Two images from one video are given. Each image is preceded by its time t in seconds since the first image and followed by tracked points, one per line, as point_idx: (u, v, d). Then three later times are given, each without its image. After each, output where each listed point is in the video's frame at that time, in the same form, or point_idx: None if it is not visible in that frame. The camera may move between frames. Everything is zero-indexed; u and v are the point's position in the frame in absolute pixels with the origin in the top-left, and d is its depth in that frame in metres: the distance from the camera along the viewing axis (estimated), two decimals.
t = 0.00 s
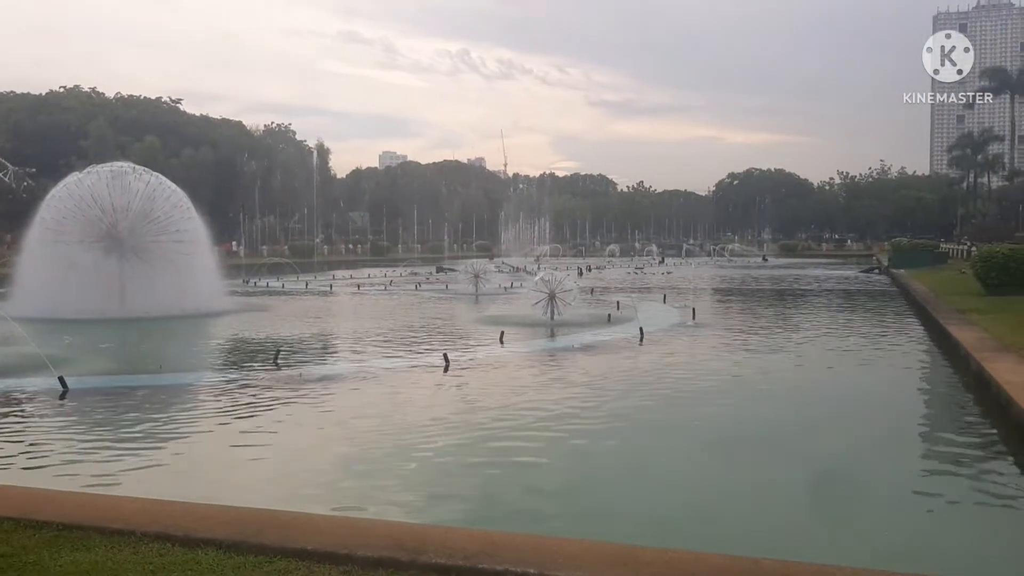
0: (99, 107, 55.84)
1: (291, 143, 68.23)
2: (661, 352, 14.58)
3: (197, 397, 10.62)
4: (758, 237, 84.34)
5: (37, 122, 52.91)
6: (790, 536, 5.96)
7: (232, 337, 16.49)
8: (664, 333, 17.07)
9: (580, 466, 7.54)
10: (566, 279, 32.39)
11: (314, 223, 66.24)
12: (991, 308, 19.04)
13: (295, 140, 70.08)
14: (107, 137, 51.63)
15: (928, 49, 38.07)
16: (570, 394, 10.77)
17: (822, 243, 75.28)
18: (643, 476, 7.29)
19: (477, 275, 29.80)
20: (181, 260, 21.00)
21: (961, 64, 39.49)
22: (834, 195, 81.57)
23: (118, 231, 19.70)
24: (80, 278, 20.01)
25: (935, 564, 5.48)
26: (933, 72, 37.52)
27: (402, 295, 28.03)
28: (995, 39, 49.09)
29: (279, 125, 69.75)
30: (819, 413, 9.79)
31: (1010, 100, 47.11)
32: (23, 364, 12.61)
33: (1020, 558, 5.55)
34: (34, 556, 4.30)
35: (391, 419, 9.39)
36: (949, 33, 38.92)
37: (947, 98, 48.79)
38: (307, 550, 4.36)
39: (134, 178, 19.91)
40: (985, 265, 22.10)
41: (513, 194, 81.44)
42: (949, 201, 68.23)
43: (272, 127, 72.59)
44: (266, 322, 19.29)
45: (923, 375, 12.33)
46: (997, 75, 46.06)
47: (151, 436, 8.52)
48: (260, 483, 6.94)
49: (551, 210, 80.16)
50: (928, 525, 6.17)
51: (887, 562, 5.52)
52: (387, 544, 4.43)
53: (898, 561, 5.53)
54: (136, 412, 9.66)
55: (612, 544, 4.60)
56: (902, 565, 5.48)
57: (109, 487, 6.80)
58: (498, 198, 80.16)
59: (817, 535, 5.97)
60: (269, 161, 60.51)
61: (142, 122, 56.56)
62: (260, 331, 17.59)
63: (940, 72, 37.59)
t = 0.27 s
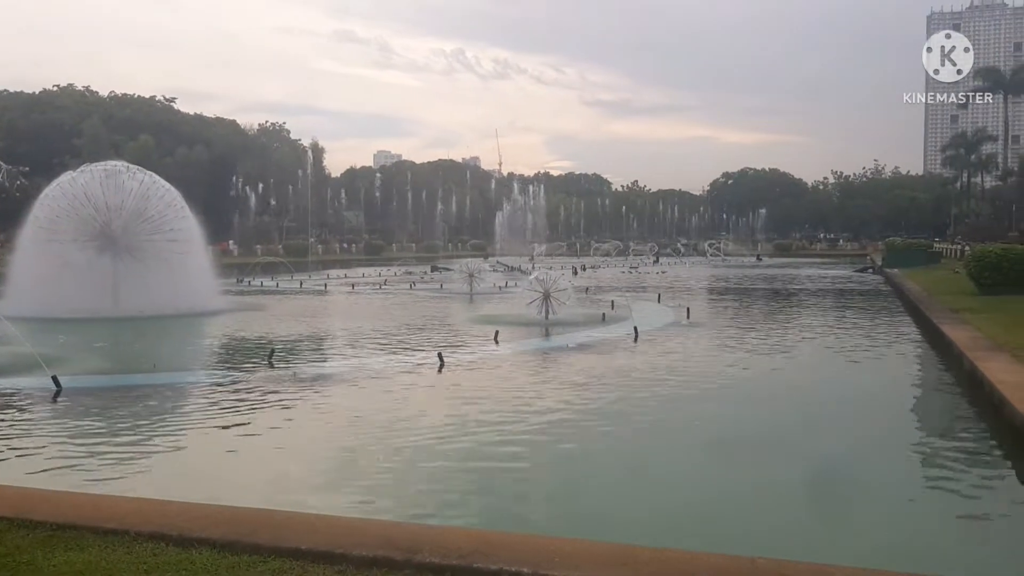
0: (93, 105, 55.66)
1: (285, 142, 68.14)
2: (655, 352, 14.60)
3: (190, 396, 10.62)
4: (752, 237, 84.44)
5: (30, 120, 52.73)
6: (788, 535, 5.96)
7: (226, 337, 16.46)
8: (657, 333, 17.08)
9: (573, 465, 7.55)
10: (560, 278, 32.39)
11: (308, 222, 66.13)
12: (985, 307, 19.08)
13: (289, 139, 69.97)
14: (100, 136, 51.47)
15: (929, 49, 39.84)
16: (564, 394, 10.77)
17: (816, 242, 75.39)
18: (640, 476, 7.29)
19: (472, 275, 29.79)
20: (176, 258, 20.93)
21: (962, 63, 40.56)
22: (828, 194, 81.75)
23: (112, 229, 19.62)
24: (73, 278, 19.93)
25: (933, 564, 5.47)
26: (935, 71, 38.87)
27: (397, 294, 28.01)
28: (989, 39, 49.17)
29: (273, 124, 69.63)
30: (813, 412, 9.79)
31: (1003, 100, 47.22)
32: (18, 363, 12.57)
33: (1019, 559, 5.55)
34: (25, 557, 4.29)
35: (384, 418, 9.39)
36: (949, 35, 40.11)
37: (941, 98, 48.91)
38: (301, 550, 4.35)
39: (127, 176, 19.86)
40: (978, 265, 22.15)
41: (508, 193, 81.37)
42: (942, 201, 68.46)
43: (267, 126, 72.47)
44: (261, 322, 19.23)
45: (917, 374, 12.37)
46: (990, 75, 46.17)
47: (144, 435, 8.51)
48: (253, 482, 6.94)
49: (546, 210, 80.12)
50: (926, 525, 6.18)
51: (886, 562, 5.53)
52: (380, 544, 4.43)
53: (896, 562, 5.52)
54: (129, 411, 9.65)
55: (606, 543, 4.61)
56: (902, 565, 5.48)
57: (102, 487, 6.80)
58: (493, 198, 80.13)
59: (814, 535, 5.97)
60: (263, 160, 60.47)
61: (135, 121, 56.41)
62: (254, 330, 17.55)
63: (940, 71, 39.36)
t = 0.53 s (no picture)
0: (86, 105, 55.48)
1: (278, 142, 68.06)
2: (648, 351, 14.64)
3: (183, 396, 10.61)
4: (745, 237, 84.63)
5: (23, 120, 52.60)
6: (782, 536, 5.98)
7: (219, 337, 16.44)
8: (651, 333, 17.11)
9: (566, 465, 7.57)
10: (554, 278, 32.41)
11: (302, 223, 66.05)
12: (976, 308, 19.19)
13: (282, 139, 69.84)
14: (93, 136, 51.36)
15: (929, 50, 41.00)
16: (558, 394, 10.78)
17: (808, 242, 75.61)
18: (633, 476, 7.31)
19: (466, 276, 29.80)
20: (168, 258, 20.90)
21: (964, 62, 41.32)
22: (821, 195, 82.01)
23: (104, 229, 19.60)
24: (66, 278, 19.88)
25: (926, 564, 5.50)
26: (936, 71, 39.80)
27: (391, 295, 28.01)
28: (980, 40, 49.35)
29: (267, 124, 69.50)
30: (806, 413, 9.82)
31: (995, 101, 47.38)
32: (10, 364, 12.55)
33: (1013, 558, 5.59)
34: (19, 557, 4.28)
35: (378, 418, 9.40)
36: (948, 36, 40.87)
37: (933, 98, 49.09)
38: (295, 549, 4.36)
39: (120, 176, 19.83)
40: (971, 265, 22.25)
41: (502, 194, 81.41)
42: (934, 202, 68.76)
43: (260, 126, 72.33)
44: (254, 322, 19.21)
45: (909, 375, 12.41)
46: (983, 76, 46.32)
47: (136, 436, 8.51)
48: (246, 483, 6.94)
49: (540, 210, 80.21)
50: (920, 525, 6.21)
51: (881, 562, 5.56)
52: (373, 543, 4.44)
53: (889, 561, 5.56)
54: (122, 412, 9.63)
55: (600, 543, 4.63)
56: (896, 565, 5.51)
57: (94, 487, 6.79)
58: (487, 198, 80.17)
59: (808, 535, 5.99)
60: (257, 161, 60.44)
61: (129, 121, 56.26)
62: (247, 330, 17.53)
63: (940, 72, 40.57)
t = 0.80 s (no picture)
0: (78, 103, 55.26)
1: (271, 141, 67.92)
2: (640, 350, 14.64)
3: (175, 395, 10.58)
4: (738, 236, 84.70)
5: (15, 117, 52.36)
6: (781, 535, 5.97)
7: (210, 336, 16.38)
8: (643, 332, 17.12)
9: (560, 464, 7.57)
10: (546, 277, 32.40)
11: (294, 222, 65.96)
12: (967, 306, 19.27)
13: (275, 137, 69.70)
14: (85, 134, 51.20)
15: (929, 49, 41.60)
16: (552, 393, 10.76)
17: (800, 242, 75.74)
18: (631, 476, 7.28)
19: (458, 275, 29.78)
20: (160, 257, 20.82)
21: (966, 61, 41.76)
22: (813, 194, 82.28)
23: (96, 228, 19.52)
24: (56, 277, 19.78)
25: (926, 564, 5.49)
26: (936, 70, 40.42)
27: (383, 294, 27.96)
28: (971, 41, 49.61)
29: (259, 123, 69.35)
30: (799, 412, 9.83)
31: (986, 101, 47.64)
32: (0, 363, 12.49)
33: (1010, 557, 5.61)
34: (12, 557, 4.27)
35: (370, 417, 9.39)
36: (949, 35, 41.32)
37: (925, 98, 49.20)
38: (288, 548, 4.35)
39: (112, 174, 19.74)
40: (962, 264, 22.37)
41: (496, 193, 81.36)
42: (926, 201, 69.08)
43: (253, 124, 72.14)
44: (246, 321, 19.16)
45: (901, 374, 12.44)
46: (975, 76, 46.51)
47: (128, 435, 8.47)
48: (239, 482, 6.92)
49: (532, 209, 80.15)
50: (919, 525, 6.20)
51: (880, 560, 5.56)
52: (367, 542, 4.43)
53: (887, 560, 5.56)
54: (113, 411, 9.59)
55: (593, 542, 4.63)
56: (893, 563, 5.52)
57: (86, 486, 6.77)
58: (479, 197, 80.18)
59: (807, 535, 5.98)
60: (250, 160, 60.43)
61: (121, 120, 56.05)
62: (239, 329, 17.48)
63: (940, 71, 41.64)
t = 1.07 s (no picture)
0: (72, 103, 55.05)
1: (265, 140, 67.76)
2: (636, 350, 14.63)
3: (169, 396, 10.54)
4: (733, 236, 84.73)
5: (8, 116, 52.15)
6: (780, 536, 5.97)
7: (205, 335, 16.34)
8: (639, 332, 17.11)
9: (556, 464, 7.57)
10: (541, 276, 32.38)
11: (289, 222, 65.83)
12: (961, 306, 19.29)
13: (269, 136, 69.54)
14: (78, 133, 51.04)
15: (928, 49, 41.50)
16: (549, 393, 10.73)
17: (795, 242, 75.81)
18: (631, 476, 7.28)
19: (453, 274, 29.73)
20: (154, 256, 20.77)
21: (965, 62, 41.90)
22: (807, 194, 82.41)
23: (90, 228, 19.46)
24: (50, 276, 19.72)
25: (926, 564, 5.49)
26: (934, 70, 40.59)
27: (378, 293, 27.90)
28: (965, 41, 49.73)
29: (254, 122, 69.20)
30: (795, 412, 9.83)
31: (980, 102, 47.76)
32: None
33: (1008, 556, 5.62)
34: (8, 557, 4.26)
35: (366, 417, 9.36)
36: (949, 36, 41.44)
37: (919, 99, 49.31)
38: (285, 548, 4.35)
39: (106, 174, 19.68)
40: (955, 264, 22.44)
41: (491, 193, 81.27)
42: (920, 201, 69.26)
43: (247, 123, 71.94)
44: (241, 320, 19.10)
45: (896, 374, 12.46)
46: (969, 76, 46.61)
47: (122, 435, 8.45)
48: (234, 482, 6.91)
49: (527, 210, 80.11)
50: (917, 524, 6.20)
51: (879, 560, 5.57)
52: (364, 542, 4.43)
53: (885, 559, 5.57)
54: (107, 411, 9.56)
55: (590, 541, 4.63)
56: (892, 562, 5.53)
57: (82, 486, 6.75)
58: (474, 197, 80.10)
59: (805, 535, 5.98)
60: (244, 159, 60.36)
61: (114, 119, 55.84)
62: (234, 329, 17.44)
63: (940, 71, 41.84)
